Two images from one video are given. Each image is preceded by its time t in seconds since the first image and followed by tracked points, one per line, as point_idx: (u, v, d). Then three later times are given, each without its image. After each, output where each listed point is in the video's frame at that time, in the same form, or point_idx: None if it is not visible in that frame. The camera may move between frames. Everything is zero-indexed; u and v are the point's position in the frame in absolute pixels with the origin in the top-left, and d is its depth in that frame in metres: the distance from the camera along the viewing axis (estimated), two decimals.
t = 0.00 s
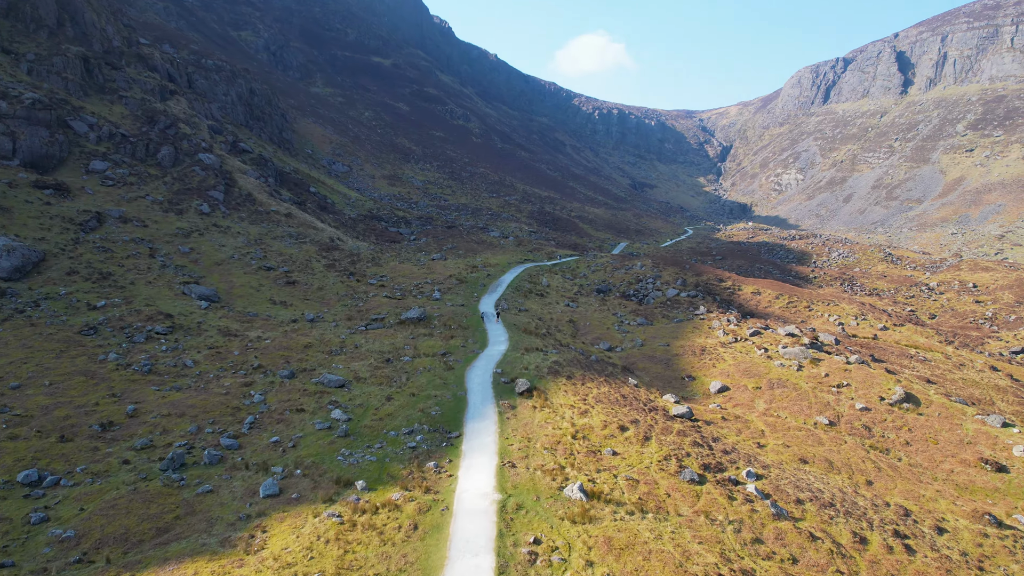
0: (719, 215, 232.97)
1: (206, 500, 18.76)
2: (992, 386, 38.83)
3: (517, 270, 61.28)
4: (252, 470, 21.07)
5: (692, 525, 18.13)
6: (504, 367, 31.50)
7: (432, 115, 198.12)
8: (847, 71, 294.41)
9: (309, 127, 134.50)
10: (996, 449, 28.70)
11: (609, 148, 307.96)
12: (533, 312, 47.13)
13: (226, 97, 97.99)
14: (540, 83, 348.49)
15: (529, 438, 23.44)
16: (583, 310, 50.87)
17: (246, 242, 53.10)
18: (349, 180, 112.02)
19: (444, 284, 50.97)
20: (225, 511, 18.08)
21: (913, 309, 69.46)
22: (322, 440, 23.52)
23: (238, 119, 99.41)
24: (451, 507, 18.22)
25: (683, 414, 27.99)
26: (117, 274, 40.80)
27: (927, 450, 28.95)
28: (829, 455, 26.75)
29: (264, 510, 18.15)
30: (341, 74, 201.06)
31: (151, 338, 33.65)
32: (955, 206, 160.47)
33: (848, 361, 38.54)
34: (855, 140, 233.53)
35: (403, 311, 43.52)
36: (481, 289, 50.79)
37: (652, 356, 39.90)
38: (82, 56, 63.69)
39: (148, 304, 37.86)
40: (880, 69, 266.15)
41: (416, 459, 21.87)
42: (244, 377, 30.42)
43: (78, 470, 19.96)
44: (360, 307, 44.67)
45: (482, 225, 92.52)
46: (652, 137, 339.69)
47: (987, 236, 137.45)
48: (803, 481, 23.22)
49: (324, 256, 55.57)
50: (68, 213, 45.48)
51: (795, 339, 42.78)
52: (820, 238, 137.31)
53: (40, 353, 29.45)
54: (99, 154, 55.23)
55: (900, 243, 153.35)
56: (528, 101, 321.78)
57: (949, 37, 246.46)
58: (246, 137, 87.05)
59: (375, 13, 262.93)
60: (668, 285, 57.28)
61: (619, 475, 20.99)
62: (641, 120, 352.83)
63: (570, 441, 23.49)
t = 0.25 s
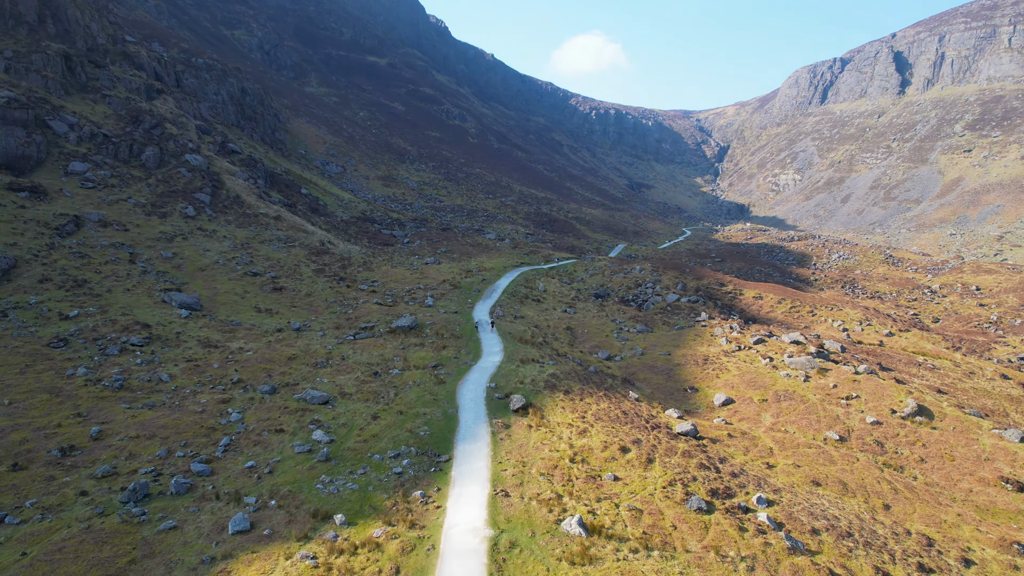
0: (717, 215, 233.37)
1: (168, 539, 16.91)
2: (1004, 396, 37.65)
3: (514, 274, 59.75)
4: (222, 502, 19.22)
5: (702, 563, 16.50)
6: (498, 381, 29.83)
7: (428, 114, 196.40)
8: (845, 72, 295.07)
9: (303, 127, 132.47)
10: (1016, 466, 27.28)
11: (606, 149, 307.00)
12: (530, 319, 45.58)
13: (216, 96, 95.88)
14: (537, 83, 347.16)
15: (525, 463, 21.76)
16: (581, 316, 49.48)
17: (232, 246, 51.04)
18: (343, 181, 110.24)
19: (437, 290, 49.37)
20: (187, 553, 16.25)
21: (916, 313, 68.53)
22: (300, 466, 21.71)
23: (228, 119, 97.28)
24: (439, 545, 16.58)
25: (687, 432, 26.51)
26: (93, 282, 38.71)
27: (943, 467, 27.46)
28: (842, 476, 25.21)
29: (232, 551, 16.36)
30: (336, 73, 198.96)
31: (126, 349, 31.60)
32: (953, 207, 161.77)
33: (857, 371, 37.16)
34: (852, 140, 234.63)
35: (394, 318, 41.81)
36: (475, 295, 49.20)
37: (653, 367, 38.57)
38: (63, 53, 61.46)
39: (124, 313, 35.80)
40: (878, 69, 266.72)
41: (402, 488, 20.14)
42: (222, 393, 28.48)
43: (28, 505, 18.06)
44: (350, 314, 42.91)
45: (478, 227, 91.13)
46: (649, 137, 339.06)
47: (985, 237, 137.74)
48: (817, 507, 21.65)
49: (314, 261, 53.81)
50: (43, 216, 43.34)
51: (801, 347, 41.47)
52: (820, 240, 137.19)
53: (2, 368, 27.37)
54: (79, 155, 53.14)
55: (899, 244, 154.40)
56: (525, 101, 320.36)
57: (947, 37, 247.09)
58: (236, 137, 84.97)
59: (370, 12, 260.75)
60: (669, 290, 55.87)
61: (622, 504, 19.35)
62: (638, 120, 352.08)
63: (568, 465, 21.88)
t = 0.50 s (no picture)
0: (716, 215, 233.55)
1: None
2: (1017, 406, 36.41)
3: (510, 279, 58.19)
4: (187, 540, 17.30)
5: None
6: (492, 397, 28.15)
7: (425, 115, 194.67)
8: (842, 72, 295.59)
9: (297, 128, 130.42)
10: None
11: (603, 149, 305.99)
12: (526, 326, 44.01)
13: (206, 96, 93.79)
14: (534, 83, 345.79)
15: (519, 492, 20.11)
16: (579, 323, 48.06)
17: (217, 250, 49.07)
18: (336, 182, 108.34)
19: (430, 296, 47.73)
20: None
21: (919, 317, 67.60)
22: (276, 497, 19.87)
23: (219, 119, 95.14)
24: None
25: (692, 452, 24.93)
26: (67, 290, 36.54)
27: (961, 487, 25.92)
28: (858, 500, 23.63)
29: None
30: (331, 73, 196.87)
31: (97, 363, 29.51)
32: (952, 208, 162.36)
33: (866, 382, 35.75)
34: (850, 141, 235.56)
35: (384, 327, 40.12)
36: (469, 301, 47.56)
37: (654, 378, 37.12)
38: (43, 51, 59.28)
39: (98, 323, 33.64)
40: (876, 69, 267.20)
41: (385, 522, 18.40)
42: (197, 412, 26.48)
43: None
44: (338, 323, 41.16)
45: (474, 229, 89.64)
46: (647, 137, 338.37)
47: (985, 237, 137.68)
48: (834, 537, 20.04)
49: (303, 266, 52.03)
50: (16, 220, 41.14)
51: (807, 356, 40.10)
52: (820, 241, 136.91)
53: None
54: (58, 156, 50.94)
55: (898, 244, 154.84)
56: (522, 101, 319.00)
57: (945, 37, 247.50)
58: (225, 137, 82.94)
59: (366, 11, 258.67)
60: (669, 295, 54.40)
61: (626, 540, 17.67)
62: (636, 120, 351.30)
63: (566, 493, 20.24)
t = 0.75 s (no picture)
0: (713, 216, 233.11)
1: None
2: None
3: (506, 283, 56.64)
4: None
5: None
6: (485, 416, 26.50)
7: (421, 115, 192.84)
8: (840, 72, 295.96)
9: (290, 128, 128.26)
10: None
11: (600, 149, 304.88)
12: (522, 334, 42.43)
13: (197, 96, 91.78)
14: (531, 83, 344.34)
15: (514, 526, 18.51)
16: (577, 329, 46.61)
17: (202, 255, 47.06)
18: (330, 183, 106.57)
19: (422, 303, 46.07)
20: None
21: (923, 323, 66.53)
22: (248, 534, 17.98)
23: (210, 119, 92.93)
24: None
25: (699, 475, 23.37)
26: (38, 299, 34.10)
27: (983, 509, 24.37)
28: (877, 527, 22.01)
29: None
30: (326, 72, 194.83)
31: (64, 378, 27.23)
32: (951, 208, 162.06)
33: (877, 394, 34.30)
34: (849, 142, 235.63)
35: (374, 337, 38.43)
36: (463, 308, 45.91)
37: (656, 390, 35.64)
38: (23, 48, 57.04)
39: (69, 335, 31.26)
40: (874, 69, 267.61)
41: (367, 563, 16.66)
42: (169, 433, 24.43)
43: None
44: (326, 332, 39.41)
45: (470, 231, 88.17)
46: (644, 137, 337.52)
47: (984, 238, 137.22)
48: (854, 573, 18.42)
49: (292, 271, 50.31)
50: None
51: (814, 366, 38.68)
52: (819, 243, 136.44)
53: None
54: (35, 157, 48.42)
55: (897, 245, 154.40)
56: (519, 101, 317.64)
57: (943, 37, 248.01)
58: (215, 137, 80.89)
59: (362, 10, 256.58)
60: (670, 300, 52.95)
61: None
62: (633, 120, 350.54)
63: (564, 526, 18.62)
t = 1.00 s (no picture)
0: (711, 216, 232.31)
1: None
2: None
3: (502, 288, 55.13)
4: None
5: None
6: (478, 435, 24.87)
7: (417, 115, 191.06)
8: (839, 72, 295.97)
9: (284, 128, 126.22)
10: None
11: (598, 149, 303.65)
12: (518, 343, 40.88)
13: (188, 95, 89.80)
14: (528, 83, 342.89)
15: (507, 565, 16.82)
16: (576, 337, 45.10)
17: (187, 261, 45.19)
18: (324, 184, 104.83)
19: (415, 310, 44.45)
20: None
21: (928, 328, 65.34)
22: None
23: (201, 119, 90.82)
24: None
25: (707, 502, 21.82)
26: (7, 309, 31.80)
27: (1008, 534, 22.59)
28: (897, 557, 20.39)
29: None
30: (321, 72, 192.79)
31: (27, 396, 25.09)
32: (951, 209, 161.50)
33: (890, 407, 32.84)
34: (848, 142, 235.27)
35: (363, 347, 36.77)
36: (458, 315, 44.30)
37: (658, 404, 34.09)
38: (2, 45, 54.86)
39: (38, 348, 29.14)
40: (873, 69, 267.65)
41: None
42: (138, 456, 22.48)
43: None
44: (313, 342, 37.70)
45: (466, 234, 86.68)
46: (642, 137, 336.54)
47: (984, 239, 136.50)
48: None
49: (280, 276, 48.54)
50: None
51: (823, 377, 37.19)
52: (819, 244, 135.63)
53: None
54: (12, 158, 46.00)
55: (897, 246, 153.67)
56: (517, 101, 316.22)
57: (941, 37, 248.19)
58: (205, 138, 78.87)
59: (359, 9, 254.58)
60: (671, 306, 51.54)
61: None
62: (631, 120, 349.63)
63: (562, 564, 16.96)
